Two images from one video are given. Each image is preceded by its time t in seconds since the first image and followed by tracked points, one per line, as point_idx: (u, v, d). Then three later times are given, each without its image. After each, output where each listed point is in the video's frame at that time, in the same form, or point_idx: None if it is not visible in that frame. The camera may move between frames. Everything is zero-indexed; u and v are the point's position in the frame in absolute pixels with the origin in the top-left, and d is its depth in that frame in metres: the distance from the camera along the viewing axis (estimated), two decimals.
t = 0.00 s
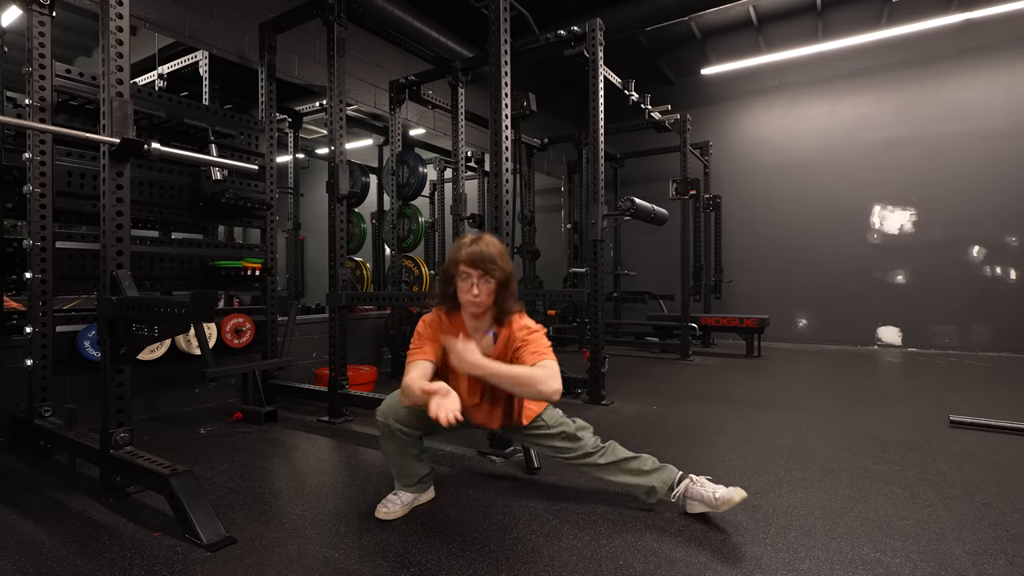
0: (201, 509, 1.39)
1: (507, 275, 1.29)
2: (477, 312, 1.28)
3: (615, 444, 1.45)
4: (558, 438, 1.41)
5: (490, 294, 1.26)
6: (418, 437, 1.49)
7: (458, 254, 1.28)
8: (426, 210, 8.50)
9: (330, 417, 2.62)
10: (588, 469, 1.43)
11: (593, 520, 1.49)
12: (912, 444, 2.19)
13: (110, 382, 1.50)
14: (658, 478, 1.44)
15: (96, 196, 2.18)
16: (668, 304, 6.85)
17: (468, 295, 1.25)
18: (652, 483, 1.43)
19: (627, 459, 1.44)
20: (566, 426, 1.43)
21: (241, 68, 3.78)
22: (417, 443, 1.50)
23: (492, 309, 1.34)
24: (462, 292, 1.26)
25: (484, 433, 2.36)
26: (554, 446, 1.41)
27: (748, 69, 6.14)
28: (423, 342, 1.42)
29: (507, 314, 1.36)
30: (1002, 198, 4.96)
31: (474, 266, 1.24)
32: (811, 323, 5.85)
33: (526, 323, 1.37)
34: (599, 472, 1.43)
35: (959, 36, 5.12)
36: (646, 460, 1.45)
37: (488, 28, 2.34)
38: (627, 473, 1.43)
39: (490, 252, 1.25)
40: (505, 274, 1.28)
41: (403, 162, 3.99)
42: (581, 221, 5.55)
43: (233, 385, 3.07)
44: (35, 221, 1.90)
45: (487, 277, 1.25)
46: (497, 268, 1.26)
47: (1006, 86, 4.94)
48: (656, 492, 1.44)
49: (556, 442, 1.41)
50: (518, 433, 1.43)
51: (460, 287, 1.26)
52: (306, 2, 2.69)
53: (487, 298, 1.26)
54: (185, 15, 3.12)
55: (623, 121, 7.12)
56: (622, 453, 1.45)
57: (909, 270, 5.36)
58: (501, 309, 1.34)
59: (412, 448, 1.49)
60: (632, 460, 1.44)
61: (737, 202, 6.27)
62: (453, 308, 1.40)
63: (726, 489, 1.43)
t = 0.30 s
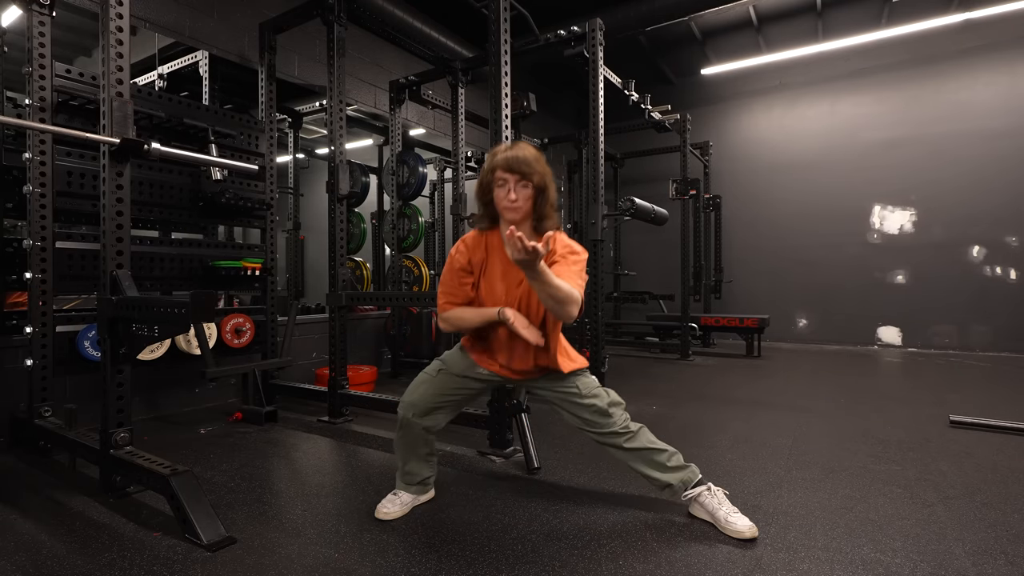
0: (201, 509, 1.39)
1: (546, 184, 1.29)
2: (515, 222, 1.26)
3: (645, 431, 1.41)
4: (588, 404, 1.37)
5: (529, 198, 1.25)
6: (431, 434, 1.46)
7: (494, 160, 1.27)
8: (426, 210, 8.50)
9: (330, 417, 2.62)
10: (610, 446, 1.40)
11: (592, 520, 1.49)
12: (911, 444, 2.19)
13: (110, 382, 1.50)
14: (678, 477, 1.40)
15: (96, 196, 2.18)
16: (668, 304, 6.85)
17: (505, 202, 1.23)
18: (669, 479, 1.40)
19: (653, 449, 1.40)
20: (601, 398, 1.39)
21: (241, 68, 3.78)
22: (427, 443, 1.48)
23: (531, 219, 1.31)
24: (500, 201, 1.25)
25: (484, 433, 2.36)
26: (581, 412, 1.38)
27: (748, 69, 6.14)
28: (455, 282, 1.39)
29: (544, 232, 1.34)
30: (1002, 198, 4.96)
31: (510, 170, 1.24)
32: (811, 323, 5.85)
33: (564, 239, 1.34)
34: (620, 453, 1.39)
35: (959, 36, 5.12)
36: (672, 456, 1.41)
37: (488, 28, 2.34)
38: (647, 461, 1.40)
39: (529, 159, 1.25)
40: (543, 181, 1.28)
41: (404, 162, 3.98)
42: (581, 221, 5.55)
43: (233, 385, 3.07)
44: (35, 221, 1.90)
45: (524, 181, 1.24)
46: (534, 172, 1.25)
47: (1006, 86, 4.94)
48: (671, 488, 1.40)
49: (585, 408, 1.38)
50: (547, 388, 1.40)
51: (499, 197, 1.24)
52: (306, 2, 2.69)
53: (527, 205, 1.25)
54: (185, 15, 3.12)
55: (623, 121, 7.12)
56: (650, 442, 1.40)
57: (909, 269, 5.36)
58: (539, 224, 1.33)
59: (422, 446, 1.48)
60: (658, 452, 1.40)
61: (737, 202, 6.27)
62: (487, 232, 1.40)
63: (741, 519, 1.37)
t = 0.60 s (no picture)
0: (201, 510, 1.39)
1: (577, 119, 1.35)
2: (547, 153, 1.34)
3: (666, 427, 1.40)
4: (616, 384, 1.37)
5: (560, 128, 1.32)
6: (458, 435, 1.47)
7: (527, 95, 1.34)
8: (426, 210, 8.51)
9: (330, 417, 2.62)
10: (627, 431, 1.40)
11: (592, 520, 1.49)
12: (912, 444, 2.19)
13: (110, 382, 1.50)
14: (687, 479, 1.40)
15: (96, 196, 2.18)
16: (668, 304, 6.85)
17: (538, 132, 1.31)
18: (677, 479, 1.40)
19: (670, 446, 1.40)
20: (631, 381, 1.38)
21: (242, 68, 3.78)
22: (450, 443, 1.48)
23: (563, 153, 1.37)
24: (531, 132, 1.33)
25: (484, 433, 2.36)
26: (607, 389, 1.38)
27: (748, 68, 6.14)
28: (484, 222, 1.42)
29: (578, 166, 1.38)
30: (1002, 198, 4.96)
31: (543, 103, 1.31)
32: (811, 323, 5.85)
33: (602, 176, 1.38)
34: (636, 440, 1.40)
35: (959, 36, 5.12)
36: (688, 458, 1.41)
37: (488, 28, 2.34)
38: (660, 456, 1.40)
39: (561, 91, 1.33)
40: (574, 113, 1.34)
41: (404, 162, 3.97)
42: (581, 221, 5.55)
43: (233, 385, 3.07)
44: (35, 221, 1.90)
45: (556, 113, 1.32)
46: (566, 103, 1.32)
47: (1006, 86, 4.94)
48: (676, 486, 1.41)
49: (613, 386, 1.37)
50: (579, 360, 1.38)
51: (530, 128, 1.34)
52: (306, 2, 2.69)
53: (558, 137, 1.33)
54: (185, 15, 3.12)
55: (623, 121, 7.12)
56: (668, 438, 1.40)
57: (909, 269, 5.36)
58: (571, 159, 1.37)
59: (447, 448, 1.49)
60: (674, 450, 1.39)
61: (737, 202, 6.27)
62: (519, 172, 1.44)
63: (742, 520, 1.36)
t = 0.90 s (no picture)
0: (201, 510, 1.39)
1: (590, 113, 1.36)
2: (558, 145, 1.35)
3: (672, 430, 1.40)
4: (625, 383, 1.37)
5: (572, 121, 1.34)
6: (471, 443, 1.49)
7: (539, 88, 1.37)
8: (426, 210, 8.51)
9: (330, 417, 2.62)
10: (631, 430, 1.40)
11: (592, 520, 1.49)
12: (912, 444, 2.19)
13: (110, 382, 1.50)
14: (688, 479, 1.40)
15: (96, 196, 2.18)
16: (668, 304, 6.85)
17: (549, 124, 1.33)
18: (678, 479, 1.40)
19: (675, 449, 1.39)
20: (640, 380, 1.38)
21: (242, 68, 3.78)
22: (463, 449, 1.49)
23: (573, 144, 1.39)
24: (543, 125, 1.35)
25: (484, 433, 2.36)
26: (614, 386, 1.38)
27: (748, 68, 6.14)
28: (494, 214, 1.42)
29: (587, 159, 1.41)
30: (1002, 198, 4.96)
31: (554, 96, 1.34)
32: (811, 323, 5.84)
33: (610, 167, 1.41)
34: (642, 441, 1.39)
35: (959, 36, 5.12)
36: (692, 461, 1.40)
37: (488, 27, 2.33)
38: (663, 457, 1.40)
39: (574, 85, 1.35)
40: (585, 106, 1.36)
41: (404, 162, 3.96)
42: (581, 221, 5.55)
43: (233, 385, 3.07)
44: (35, 221, 1.90)
45: (568, 105, 1.34)
46: (577, 97, 1.35)
47: (1006, 86, 4.94)
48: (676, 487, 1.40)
49: (620, 384, 1.38)
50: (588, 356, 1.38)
51: (542, 120, 1.35)
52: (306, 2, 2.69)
53: (569, 129, 1.34)
54: (185, 15, 3.12)
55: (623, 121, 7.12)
56: (673, 441, 1.40)
57: (909, 269, 5.36)
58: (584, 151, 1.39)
59: (459, 454, 1.50)
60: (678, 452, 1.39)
61: (737, 202, 6.27)
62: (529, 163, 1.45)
63: (742, 520, 1.36)
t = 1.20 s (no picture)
0: (201, 509, 1.39)
1: (490, 158, 1.36)
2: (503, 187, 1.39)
3: (633, 433, 1.39)
4: (567, 396, 1.38)
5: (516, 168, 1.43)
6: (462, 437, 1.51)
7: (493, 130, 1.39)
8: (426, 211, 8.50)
9: (330, 417, 2.62)
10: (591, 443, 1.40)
11: (591, 519, 1.49)
12: (912, 444, 2.19)
13: (110, 382, 1.50)
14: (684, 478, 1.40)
15: (96, 196, 2.18)
16: (668, 304, 6.85)
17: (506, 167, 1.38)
18: (663, 487, 1.39)
19: (640, 453, 1.38)
20: (581, 393, 1.38)
21: (241, 68, 3.78)
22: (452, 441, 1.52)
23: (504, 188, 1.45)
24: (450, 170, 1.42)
25: (484, 433, 2.36)
26: (559, 404, 1.39)
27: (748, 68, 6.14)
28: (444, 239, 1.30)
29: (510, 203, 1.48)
30: (1002, 198, 4.96)
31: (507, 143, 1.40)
32: (811, 323, 5.84)
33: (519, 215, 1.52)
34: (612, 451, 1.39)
35: (959, 36, 5.12)
36: (666, 466, 1.39)
37: (488, 28, 2.34)
38: (631, 466, 1.39)
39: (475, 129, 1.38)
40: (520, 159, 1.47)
41: (404, 162, 3.96)
42: (581, 221, 5.55)
43: (233, 385, 3.07)
44: (35, 221, 1.90)
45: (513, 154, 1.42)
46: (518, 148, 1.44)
47: (1006, 86, 4.94)
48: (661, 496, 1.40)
49: (562, 402, 1.39)
50: (525, 381, 1.42)
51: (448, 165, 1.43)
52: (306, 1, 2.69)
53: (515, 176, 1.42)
54: (185, 15, 3.12)
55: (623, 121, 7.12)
56: (634, 446, 1.39)
57: (909, 269, 5.36)
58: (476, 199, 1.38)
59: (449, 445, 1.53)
60: (643, 457, 1.38)
61: (737, 202, 6.27)
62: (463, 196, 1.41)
63: (742, 519, 1.37)
